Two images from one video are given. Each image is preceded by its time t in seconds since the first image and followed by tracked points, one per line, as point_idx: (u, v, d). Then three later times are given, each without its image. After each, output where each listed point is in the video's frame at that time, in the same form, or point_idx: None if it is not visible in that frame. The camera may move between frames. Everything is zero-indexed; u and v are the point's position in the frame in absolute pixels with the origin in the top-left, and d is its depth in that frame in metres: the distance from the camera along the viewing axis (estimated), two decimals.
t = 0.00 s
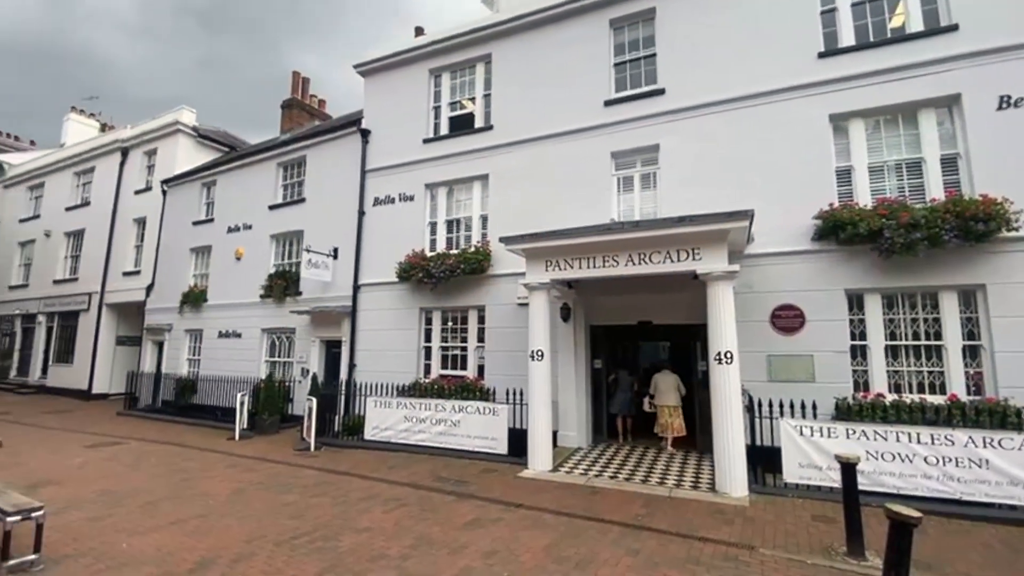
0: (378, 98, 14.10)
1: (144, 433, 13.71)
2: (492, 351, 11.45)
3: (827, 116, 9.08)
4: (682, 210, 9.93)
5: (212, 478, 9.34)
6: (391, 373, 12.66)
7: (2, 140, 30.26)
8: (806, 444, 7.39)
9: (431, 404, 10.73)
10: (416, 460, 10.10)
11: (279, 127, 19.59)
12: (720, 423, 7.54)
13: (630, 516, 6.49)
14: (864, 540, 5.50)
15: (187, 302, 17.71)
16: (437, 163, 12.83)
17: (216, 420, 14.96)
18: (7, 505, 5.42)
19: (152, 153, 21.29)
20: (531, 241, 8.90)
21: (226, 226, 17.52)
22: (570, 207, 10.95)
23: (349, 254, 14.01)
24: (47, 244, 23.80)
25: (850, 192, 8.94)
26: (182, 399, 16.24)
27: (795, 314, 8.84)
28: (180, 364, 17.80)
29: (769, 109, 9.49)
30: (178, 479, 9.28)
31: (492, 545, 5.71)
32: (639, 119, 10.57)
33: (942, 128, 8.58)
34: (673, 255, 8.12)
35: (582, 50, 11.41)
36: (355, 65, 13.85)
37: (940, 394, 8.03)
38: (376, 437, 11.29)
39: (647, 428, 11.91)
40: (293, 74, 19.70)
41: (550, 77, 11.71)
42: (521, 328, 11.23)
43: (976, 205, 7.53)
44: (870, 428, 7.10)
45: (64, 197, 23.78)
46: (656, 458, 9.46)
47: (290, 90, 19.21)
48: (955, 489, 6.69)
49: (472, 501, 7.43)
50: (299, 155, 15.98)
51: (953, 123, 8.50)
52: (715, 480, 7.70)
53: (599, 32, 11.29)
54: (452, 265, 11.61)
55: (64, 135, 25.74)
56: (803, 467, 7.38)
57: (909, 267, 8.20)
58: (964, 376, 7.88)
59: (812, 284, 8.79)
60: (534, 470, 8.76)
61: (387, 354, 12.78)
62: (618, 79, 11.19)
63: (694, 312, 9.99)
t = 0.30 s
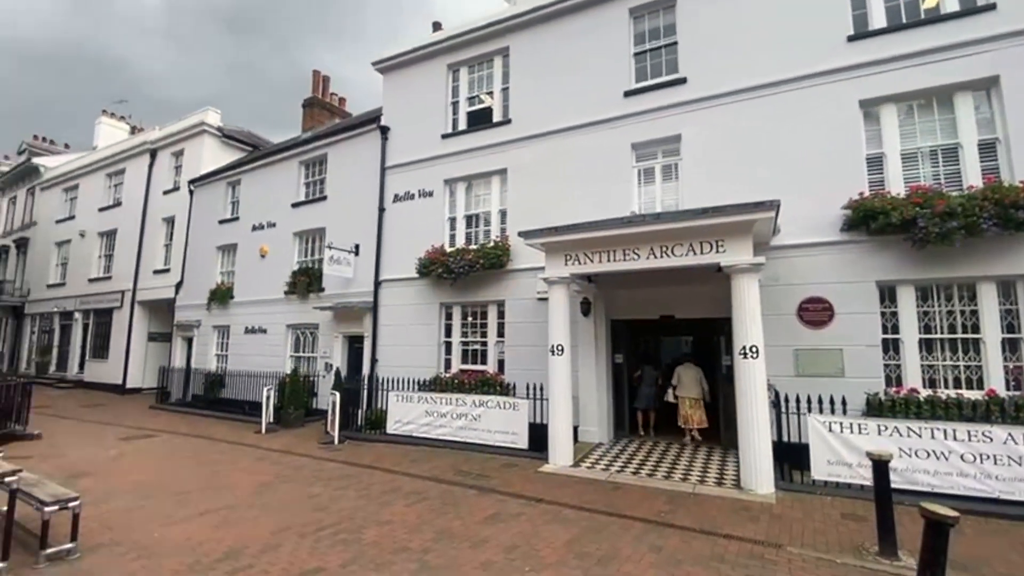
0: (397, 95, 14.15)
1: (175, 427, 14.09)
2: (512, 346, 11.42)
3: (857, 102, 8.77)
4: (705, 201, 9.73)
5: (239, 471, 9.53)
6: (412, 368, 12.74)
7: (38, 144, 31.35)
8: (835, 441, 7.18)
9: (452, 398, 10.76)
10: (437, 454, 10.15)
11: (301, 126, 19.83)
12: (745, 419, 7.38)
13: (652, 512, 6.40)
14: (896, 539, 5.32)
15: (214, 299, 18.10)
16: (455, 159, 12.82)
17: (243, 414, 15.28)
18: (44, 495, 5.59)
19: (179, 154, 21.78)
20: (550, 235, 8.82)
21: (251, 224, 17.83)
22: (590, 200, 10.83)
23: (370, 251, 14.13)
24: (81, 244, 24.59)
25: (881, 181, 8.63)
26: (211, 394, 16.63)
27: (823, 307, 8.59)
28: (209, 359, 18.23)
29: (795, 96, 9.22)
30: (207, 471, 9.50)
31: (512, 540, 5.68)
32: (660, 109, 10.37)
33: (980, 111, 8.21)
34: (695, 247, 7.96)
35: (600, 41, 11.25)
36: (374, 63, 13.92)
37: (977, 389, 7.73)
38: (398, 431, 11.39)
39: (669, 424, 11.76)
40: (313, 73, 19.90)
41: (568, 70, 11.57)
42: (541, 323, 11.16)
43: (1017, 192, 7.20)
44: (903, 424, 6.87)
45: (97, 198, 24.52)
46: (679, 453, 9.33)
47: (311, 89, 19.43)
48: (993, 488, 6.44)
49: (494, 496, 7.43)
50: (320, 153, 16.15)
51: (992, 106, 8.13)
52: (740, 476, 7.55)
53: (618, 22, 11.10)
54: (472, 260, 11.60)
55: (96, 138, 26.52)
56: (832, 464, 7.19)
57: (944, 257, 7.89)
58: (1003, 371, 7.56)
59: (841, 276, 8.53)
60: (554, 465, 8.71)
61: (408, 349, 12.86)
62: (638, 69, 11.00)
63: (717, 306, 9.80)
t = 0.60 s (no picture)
0: (415, 91, 14.16)
1: (203, 421, 14.41)
2: (532, 341, 11.37)
3: (889, 87, 8.45)
4: (729, 192, 9.52)
5: (265, 464, 9.69)
6: (432, 363, 12.79)
7: (72, 148, 32.34)
8: (866, 438, 6.97)
9: (473, 393, 10.78)
10: (458, 449, 10.17)
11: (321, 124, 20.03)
12: (771, 414, 7.21)
13: (675, 509, 6.30)
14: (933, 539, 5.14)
15: (240, 296, 18.45)
16: (474, 154, 12.77)
17: (269, 408, 15.56)
18: (79, 487, 5.74)
19: (203, 155, 22.21)
20: (570, 229, 8.72)
21: (273, 222, 18.10)
22: (610, 193, 10.69)
23: (390, 247, 14.21)
24: (113, 244, 25.29)
25: (915, 169, 8.32)
26: (237, 388, 16.96)
27: (853, 300, 8.33)
28: (235, 355, 18.60)
29: (823, 83, 8.93)
30: (234, 465, 9.68)
31: (534, 535, 5.65)
32: (681, 99, 10.16)
33: (1021, 94, 7.84)
34: (719, 239, 7.78)
35: (619, 31, 11.06)
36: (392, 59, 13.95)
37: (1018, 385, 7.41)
38: (419, 426, 11.45)
39: (692, 420, 11.60)
40: (333, 72, 20.05)
41: (587, 61, 11.42)
42: (561, 318, 11.08)
43: None
44: (939, 420, 6.62)
45: (127, 199, 25.18)
46: (703, 449, 9.19)
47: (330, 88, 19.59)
48: None
49: (515, 491, 7.40)
50: (340, 151, 16.27)
51: None
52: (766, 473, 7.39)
53: (638, 11, 10.89)
54: (491, 255, 11.56)
55: (125, 141, 27.21)
56: (863, 462, 6.98)
57: (982, 247, 7.57)
58: None
59: (872, 268, 8.26)
60: (576, 460, 8.65)
61: (429, 344, 12.91)
62: (658, 59, 10.78)
63: (742, 299, 9.60)
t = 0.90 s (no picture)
0: (433, 88, 14.15)
1: (231, 416, 14.71)
2: (552, 336, 11.30)
3: (924, 71, 8.13)
4: (754, 183, 9.30)
5: (290, 458, 9.85)
6: (453, 359, 12.82)
7: (102, 151, 33.27)
8: (902, 436, 6.75)
9: (493, 389, 10.77)
10: (480, 445, 10.17)
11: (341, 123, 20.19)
12: (801, 411, 7.02)
13: (702, 507, 6.19)
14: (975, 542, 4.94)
15: (264, 294, 18.77)
16: (492, 149, 12.71)
17: (293, 404, 15.81)
18: (113, 480, 5.90)
19: (227, 155, 22.60)
20: (591, 224, 8.62)
21: (296, 221, 18.33)
22: (631, 186, 10.53)
23: (410, 244, 14.27)
24: (142, 244, 25.95)
25: (952, 156, 8.00)
26: (262, 384, 17.27)
27: (886, 293, 8.06)
28: (260, 351, 18.94)
29: (853, 69, 8.64)
30: (260, 459, 9.86)
31: (558, 532, 5.61)
32: (704, 89, 9.94)
33: None
34: (745, 232, 7.59)
35: (639, 22, 10.86)
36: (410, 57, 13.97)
37: None
38: (441, 422, 11.50)
39: (716, 417, 11.42)
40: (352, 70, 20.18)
41: (606, 53, 11.25)
42: (582, 314, 10.98)
43: None
44: (980, 418, 6.37)
45: (155, 200, 25.79)
46: (728, 446, 9.03)
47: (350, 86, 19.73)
48: None
49: (538, 487, 7.37)
50: (360, 149, 16.37)
51: None
52: (795, 471, 7.22)
53: None
54: (510, 250, 11.50)
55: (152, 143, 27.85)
56: (899, 461, 6.76)
57: None
58: None
59: (907, 260, 7.98)
60: (599, 457, 8.57)
61: (449, 340, 12.94)
62: (680, 49, 10.56)
63: (768, 294, 9.39)
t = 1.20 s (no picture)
0: (453, 84, 14.14)
1: (257, 412, 14.99)
2: (574, 334, 11.21)
3: (964, 56, 7.80)
4: (783, 176, 9.06)
5: (316, 454, 9.97)
6: (474, 356, 12.82)
7: (132, 154, 34.17)
8: (942, 436, 6.51)
9: (515, 386, 10.74)
10: (502, 442, 10.15)
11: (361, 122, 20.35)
12: (834, 410, 6.82)
13: (732, 507, 6.06)
14: None
15: (288, 292, 19.05)
16: (512, 146, 12.64)
17: (317, 400, 16.02)
18: (148, 474, 6.02)
19: (251, 156, 22.97)
20: (614, 219, 8.50)
21: (318, 220, 18.55)
22: (654, 181, 10.37)
23: (431, 241, 14.31)
24: (170, 244, 26.59)
25: (994, 144, 7.67)
26: (287, 380, 17.54)
27: (924, 288, 7.77)
28: (285, 349, 19.24)
29: (887, 55, 8.34)
30: (287, 454, 10.00)
31: (585, 531, 5.55)
32: (730, 80, 9.72)
33: None
34: (774, 225, 7.40)
35: (662, 12, 10.66)
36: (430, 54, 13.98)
37: None
38: (462, 418, 11.50)
39: (743, 415, 11.20)
40: (372, 70, 20.31)
41: (628, 45, 11.07)
42: (604, 310, 10.87)
43: None
44: None
45: (182, 201, 26.38)
46: (757, 445, 8.84)
47: (370, 86, 19.87)
48: None
49: (562, 485, 7.31)
50: (380, 148, 16.46)
51: None
52: (828, 471, 7.02)
53: None
54: (531, 247, 11.44)
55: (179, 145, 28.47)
56: (939, 461, 6.53)
57: None
58: None
59: (946, 253, 7.68)
60: (624, 455, 8.47)
61: (470, 337, 12.94)
62: (704, 39, 10.34)
63: (796, 289, 9.15)
